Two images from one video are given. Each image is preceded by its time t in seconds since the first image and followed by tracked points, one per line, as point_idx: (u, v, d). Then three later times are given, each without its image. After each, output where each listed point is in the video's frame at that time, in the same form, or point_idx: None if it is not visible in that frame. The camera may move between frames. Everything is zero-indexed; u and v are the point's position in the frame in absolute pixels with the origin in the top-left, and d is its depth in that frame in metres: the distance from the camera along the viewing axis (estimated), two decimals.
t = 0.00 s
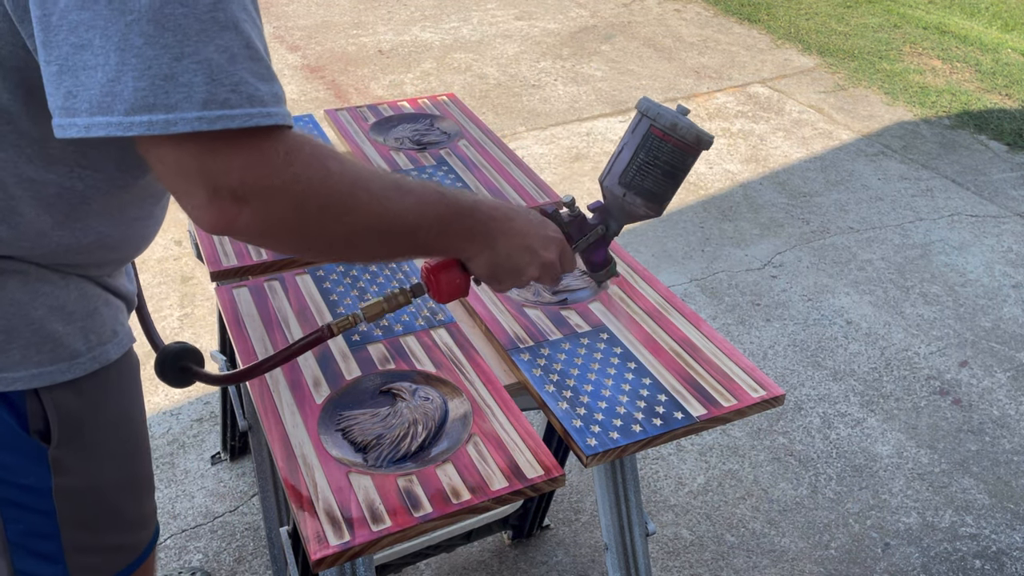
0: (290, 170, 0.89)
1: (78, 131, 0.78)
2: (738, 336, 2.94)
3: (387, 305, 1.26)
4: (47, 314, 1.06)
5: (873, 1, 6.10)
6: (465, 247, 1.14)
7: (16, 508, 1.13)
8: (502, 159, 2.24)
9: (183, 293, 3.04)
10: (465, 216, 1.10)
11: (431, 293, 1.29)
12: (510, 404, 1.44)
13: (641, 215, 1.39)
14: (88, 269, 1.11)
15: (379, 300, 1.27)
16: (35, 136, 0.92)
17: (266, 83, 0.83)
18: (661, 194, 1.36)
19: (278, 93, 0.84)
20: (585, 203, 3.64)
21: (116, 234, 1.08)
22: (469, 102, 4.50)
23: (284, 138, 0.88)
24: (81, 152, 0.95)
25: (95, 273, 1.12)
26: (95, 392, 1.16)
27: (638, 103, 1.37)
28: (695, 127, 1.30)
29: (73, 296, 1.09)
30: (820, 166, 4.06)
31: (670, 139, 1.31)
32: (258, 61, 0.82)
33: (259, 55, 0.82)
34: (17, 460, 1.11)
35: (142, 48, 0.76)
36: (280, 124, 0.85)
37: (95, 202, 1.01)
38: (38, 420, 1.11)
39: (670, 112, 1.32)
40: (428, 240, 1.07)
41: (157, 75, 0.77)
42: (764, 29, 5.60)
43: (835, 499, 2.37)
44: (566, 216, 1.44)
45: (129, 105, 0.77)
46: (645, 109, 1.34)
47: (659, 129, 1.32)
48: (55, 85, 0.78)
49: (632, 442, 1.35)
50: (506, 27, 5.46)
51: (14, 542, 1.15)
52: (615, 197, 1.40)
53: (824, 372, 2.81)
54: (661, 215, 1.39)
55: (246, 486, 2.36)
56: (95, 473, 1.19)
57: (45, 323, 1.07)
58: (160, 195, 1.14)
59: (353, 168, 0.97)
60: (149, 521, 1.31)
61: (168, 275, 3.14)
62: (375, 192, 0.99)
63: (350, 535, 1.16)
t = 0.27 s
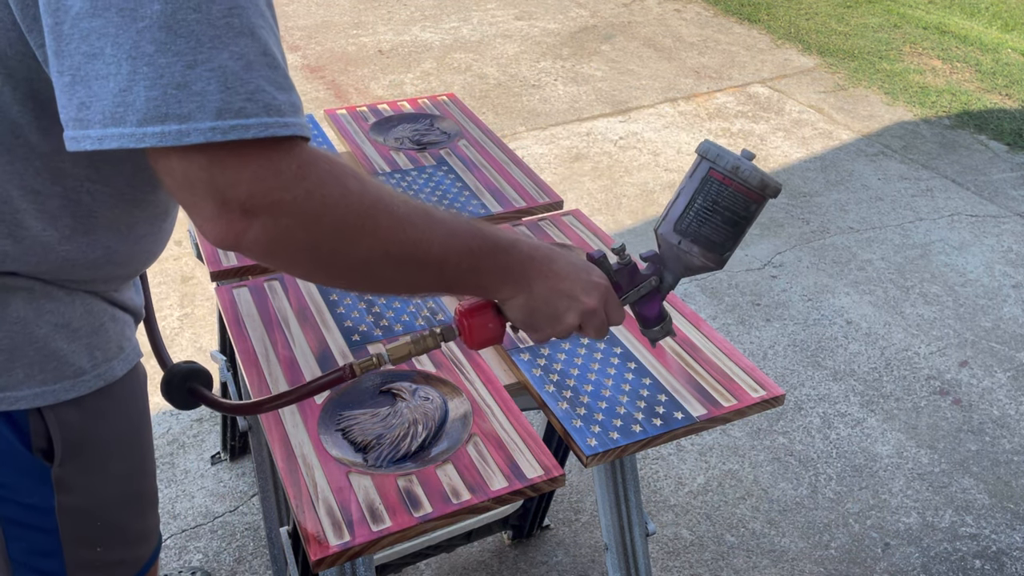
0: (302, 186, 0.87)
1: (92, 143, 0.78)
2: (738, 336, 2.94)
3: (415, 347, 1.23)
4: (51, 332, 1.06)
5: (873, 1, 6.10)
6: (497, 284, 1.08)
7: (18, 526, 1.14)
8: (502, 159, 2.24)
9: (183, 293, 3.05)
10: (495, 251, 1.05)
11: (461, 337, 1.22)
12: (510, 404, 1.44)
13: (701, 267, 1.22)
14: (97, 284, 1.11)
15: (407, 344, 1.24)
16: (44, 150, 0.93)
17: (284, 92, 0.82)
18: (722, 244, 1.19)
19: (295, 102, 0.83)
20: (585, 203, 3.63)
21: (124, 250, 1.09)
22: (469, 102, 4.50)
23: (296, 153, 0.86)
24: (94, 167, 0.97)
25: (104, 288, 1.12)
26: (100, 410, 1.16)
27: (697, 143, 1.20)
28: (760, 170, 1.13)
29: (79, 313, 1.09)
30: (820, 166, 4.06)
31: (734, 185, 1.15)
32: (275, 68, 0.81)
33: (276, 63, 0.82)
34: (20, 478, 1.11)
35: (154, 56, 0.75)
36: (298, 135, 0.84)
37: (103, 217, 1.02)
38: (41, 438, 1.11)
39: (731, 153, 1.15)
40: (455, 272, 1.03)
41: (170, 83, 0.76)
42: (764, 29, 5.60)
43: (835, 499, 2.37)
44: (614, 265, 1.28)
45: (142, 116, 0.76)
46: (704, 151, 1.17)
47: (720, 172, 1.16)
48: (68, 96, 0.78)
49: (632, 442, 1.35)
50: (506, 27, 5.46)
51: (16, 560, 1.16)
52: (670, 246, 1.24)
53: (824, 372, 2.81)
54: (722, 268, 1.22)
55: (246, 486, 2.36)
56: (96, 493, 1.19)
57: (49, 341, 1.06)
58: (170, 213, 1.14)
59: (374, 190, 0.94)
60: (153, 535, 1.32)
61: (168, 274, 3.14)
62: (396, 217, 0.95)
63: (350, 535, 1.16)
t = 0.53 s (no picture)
0: (303, 188, 0.87)
1: (94, 144, 0.78)
2: (738, 336, 2.94)
3: (425, 355, 1.22)
4: (57, 334, 1.06)
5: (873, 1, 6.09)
6: (501, 288, 1.08)
7: (23, 530, 1.13)
8: (502, 159, 2.23)
9: (183, 293, 3.05)
10: (498, 253, 1.05)
11: (474, 347, 1.22)
12: (510, 404, 1.44)
13: (720, 268, 1.20)
14: (100, 286, 1.11)
15: (418, 351, 1.23)
16: (51, 151, 0.93)
17: (289, 94, 0.82)
18: (738, 241, 1.16)
19: (299, 104, 0.83)
20: (585, 203, 3.63)
21: (126, 252, 1.09)
22: (469, 102, 4.50)
23: (297, 155, 0.86)
24: (99, 168, 0.97)
25: (107, 291, 1.13)
26: (105, 412, 1.16)
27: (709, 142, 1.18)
28: (773, 164, 1.11)
29: (83, 315, 1.09)
30: (820, 166, 4.06)
31: (748, 180, 1.13)
32: (281, 70, 0.82)
33: (283, 65, 0.82)
34: (25, 482, 1.10)
35: (159, 56, 0.75)
36: (302, 136, 0.84)
37: (108, 218, 1.03)
38: (46, 441, 1.11)
39: (743, 149, 1.13)
40: (458, 275, 1.03)
41: (173, 83, 0.76)
42: (764, 29, 5.60)
43: (835, 499, 2.37)
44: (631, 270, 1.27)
45: (146, 116, 0.76)
46: (716, 149, 1.15)
47: (732, 169, 1.14)
48: (72, 97, 0.78)
49: (632, 442, 1.35)
50: (506, 27, 5.46)
51: (20, 565, 1.15)
52: (685, 247, 1.21)
53: (824, 372, 2.81)
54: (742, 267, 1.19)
55: (246, 486, 2.36)
56: (102, 497, 1.19)
57: (54, 343, 1.06)
58: (170, 219, 1.15)
59: (376, 193, 0.94)
60: (155, 538, 1.31)
61: (168, 275, 3.14)
62: (398, 220, 0.95)
63: (350, 535, 1.16)
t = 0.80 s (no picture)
0: (306, 165, 0.90)
1: (104, 126, 0.79)
2: (738, 336, 2.94)
3: (411, 321, 1.27)
4: (61, 314, 1.07)
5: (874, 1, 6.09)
6: (485, 255, 1.12)
7: (31, 512, 1.13)
8: (502, 159, 2.24)
9: (183, 293, 3.05)
10: (485, 222, 1.09)
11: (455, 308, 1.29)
12: (510, 404, 1.43)
13: (671, 226, 1.29)
14: (99, 269, 1.11)
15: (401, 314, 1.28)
16: (55, 135, 0.93)
17: (289, 76, 0.84)
18: (690, 201, 1.26)
19: (299, 86, 0.85)
20: (586, 203, 3.63)
21: (127, 234, 1.09)
22: (469, 102, 4.50)
23: (299, 133, 0.88)
24: (101, 153, 0.97)
25: (105, 274, 1.13)
26: (108, 393, 1.16)
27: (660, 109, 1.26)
28: (722, 130, 1.21)
29: (86, 297, 1.10)
30: (820, 166, 4.06)
31: (697, 145, 1.22)
32: (280, 53, 0.83)
33: (282, 48, 0.84)
34: (31, 462, 1.11)
35: (167, 40, 0.77)
36: (303, 117, 0.87)
37: (111, 201, 1.02)
38: (52, 421, 1.11)
39: (695, 116, 1.23)
40: (448, 245, 1.07)
41: (182, 67, 0.78)
42: (764, 29, 5.60)
43: (836, 499, 2.37)
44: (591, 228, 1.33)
45: (155, 98, 0.78)
46: (668, 115, 1.24)
47: (683, 134, 1.23)
48: (81, 81, 0.79)
49: (632, 442, 1.35)
50: (506, 27, 5.46)
51: (26, 548, 1.15)
52: (641, 208, 1.30)
53: (824, 372, 2.81)
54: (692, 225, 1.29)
55: (246, 486, 2.36)
56: (107, 478, 1.19)
57: (59, 324, 1.07)
58: (167, 198, 1.15)
59: (373, 168, 0.97)
60: (156, 523, 1.32)
61: (168, 274, 3.14)
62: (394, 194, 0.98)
63: (350, 535, 1.16)
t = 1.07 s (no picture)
0: (289, 132, 0.94)
1: (95, 95, 0.82)
2: (738, 336, 2.94)
3: (378, 271, 1.32)
4: (57, 286, 1.08)
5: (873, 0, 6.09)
6: (450, 211, 1.19)
7: (32, 484, 1.14)
8: (502, 159, 2.24)
9: (183, 293, 3.05)
10: (450, 181, 1.15)
11: (416, 258, 1.35)
12: (510, 404, 1.43)
13: (607, 173, 1.50)
14: (91, 242, 1.14)
15: (368, 265, 1.33)
16: (49, 109, 0.95)
17: (267, 49, 0.89)
18: (623, 151, 1.47)
19: (277, 59, 0.90)
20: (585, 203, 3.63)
21: (118, 206, 1.11)
22: (469, 102, 4.50)
23: (281, 102, 0.93)
24: (93, 126, 0.99)
25: (97, 247, 1.15)
26: (103, 364, 1.18)
27: (595, 71, 1.46)
28: (649, 88, 1.42)
29: (80, 270, 1.11)
30: (820, 166, 4.05)
31: (628, 101, 1.43)
32: (259, 28, 0.87)
33: (261, 23, 0.88)
34: (30, 433, 1.11)
35: (156, 13, 0.81)
36: (280, 87, 0.91)
37: (105, 173, 1.05)
38: (50, 391, 1.12)
39: (625, 77, 1.43)
40: (419, 204, 1.12)
41: (169, 39, 0.82)
42: (764, 29, 5.60)
43: (836, 499, 2.37)
44: (537, 180, 1.49)
45: (143, 68, 0.82)
46: (603, 77, 1.44)
47: (617, 93, 1.43)
48: (72, 53, 0.82)
49: (632, 442, 1.35)
50: (506, 27, 5.46)
51: (28, 521, 1.15)
52: (581, 159, 1.49)
53: (824, 372, 2.81)
54: (625, 172, 1.50)
55: (246, 486, 2.36)
56: (105, 450, 1.20)
57: (55, 295, 1.09)
58: (155, 169, 1.17)
59: (348, 133, 1.02)
60: (152, 500, 1.32)
61: (168, 274, 3.14)
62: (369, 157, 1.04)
63: (350, 535, 1.16)
